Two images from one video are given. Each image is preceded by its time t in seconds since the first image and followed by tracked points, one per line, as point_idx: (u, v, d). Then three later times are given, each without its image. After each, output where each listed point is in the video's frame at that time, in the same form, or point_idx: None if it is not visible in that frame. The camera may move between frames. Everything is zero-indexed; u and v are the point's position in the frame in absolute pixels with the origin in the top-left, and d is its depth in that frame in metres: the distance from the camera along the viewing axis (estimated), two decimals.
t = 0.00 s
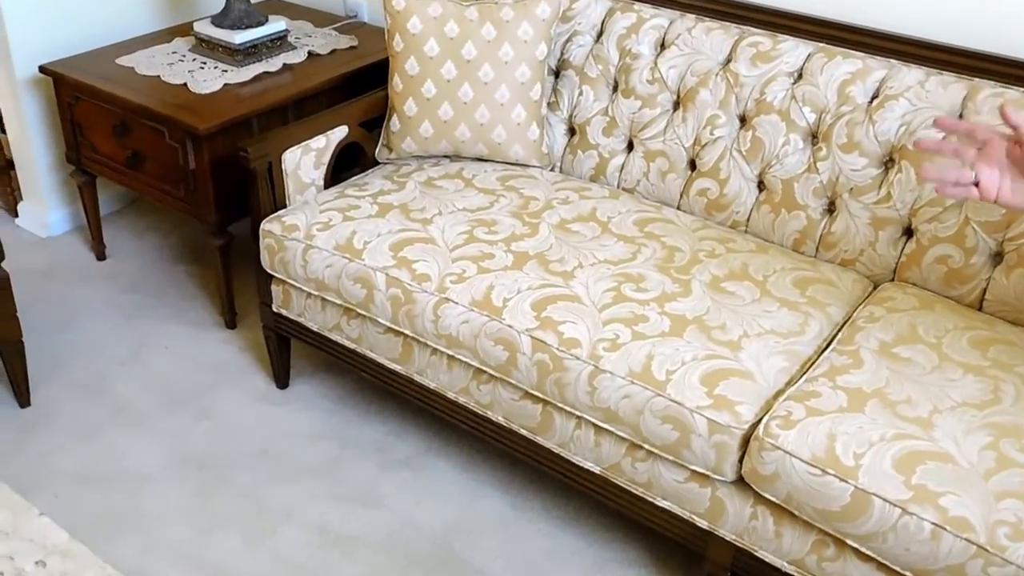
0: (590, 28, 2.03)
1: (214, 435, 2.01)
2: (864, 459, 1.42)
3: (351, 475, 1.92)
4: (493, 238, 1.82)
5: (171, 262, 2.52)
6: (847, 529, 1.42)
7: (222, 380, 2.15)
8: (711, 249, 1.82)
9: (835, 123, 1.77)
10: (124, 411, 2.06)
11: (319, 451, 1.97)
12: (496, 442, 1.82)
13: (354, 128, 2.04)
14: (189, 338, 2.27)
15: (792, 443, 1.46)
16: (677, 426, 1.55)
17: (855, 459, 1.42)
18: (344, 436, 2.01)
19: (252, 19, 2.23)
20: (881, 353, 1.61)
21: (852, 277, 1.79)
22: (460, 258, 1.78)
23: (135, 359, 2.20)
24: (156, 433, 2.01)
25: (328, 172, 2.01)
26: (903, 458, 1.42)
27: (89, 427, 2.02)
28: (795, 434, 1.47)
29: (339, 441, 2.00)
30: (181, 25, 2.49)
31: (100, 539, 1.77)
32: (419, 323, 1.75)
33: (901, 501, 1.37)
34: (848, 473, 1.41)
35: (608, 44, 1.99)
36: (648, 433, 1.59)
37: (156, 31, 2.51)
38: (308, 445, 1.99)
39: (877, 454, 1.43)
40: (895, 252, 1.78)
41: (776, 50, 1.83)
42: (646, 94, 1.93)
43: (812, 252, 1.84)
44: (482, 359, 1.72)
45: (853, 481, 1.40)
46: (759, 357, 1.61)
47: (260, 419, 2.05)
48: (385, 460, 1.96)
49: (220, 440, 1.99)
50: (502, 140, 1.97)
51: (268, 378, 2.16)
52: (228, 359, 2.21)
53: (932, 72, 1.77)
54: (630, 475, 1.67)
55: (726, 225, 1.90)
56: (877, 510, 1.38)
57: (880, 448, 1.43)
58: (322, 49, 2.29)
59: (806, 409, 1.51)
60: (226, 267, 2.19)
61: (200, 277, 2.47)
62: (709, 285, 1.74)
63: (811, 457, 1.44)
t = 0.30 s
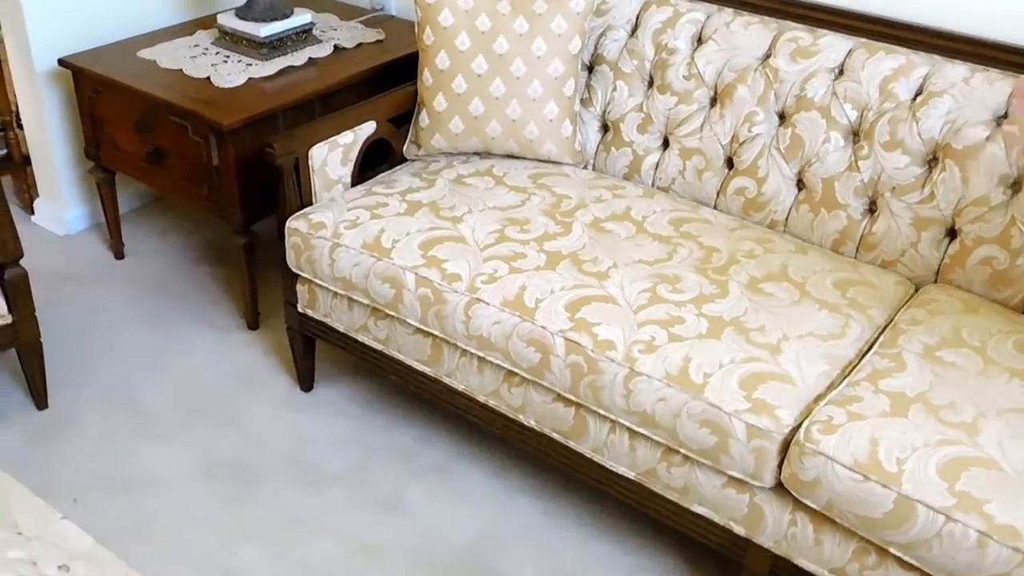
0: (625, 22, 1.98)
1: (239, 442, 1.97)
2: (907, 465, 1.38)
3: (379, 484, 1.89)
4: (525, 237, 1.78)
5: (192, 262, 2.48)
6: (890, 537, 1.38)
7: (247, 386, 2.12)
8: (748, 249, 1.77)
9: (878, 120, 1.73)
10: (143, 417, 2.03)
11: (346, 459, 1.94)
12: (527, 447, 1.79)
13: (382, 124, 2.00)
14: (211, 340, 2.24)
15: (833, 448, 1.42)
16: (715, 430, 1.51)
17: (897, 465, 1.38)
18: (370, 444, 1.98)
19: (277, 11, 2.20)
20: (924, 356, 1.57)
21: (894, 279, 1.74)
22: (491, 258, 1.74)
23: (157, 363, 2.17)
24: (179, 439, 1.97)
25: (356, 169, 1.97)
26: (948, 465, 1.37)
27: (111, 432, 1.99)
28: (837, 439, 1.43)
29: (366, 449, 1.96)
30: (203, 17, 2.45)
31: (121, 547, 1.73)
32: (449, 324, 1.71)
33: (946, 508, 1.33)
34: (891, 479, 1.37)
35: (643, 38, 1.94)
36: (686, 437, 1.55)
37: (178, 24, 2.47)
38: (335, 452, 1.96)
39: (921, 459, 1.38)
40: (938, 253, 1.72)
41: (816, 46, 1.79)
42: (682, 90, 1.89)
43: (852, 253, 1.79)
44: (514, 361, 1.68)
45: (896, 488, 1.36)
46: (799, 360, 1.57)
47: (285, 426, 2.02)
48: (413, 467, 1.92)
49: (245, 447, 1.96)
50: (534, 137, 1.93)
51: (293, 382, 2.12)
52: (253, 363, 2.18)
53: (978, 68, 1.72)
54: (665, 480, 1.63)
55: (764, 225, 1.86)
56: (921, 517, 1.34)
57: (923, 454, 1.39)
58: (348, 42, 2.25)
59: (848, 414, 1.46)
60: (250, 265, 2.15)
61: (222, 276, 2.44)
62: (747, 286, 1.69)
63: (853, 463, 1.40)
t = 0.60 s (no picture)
0: (680, 16, 1.95)
1: (276, 446, 1.94)
2: (976, 475, 1.33)
3: (420, 490, 1.85)
4: (578, 238, 1.74)
5: (230, 261, 2.45)
6: (956, 549, 1.33)
7: (283, 387, 2.08)
8: (807, 251, 1.72)
9: (943, 118, 1.67)
10: (179, 420, 2.00)
11: (386, 464, 1.91)
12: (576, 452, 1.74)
13: (430, 120, 1.97)
14: (249, 340, 2.21)
15: (898, 458, 1.37)
16: (774, 438, 1.45)
17: (965, 475, 1.33)
18: (412, 448, 1.94)
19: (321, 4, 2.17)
20: (992, 363, 1.51)
21: (957, 283, 1.68)
22: (543, 259, 1.69)
23: (192, 364, 2.14)
24: (215, 443, 1.94)
25: (401, 166, 1.94)
26: (1018, 475, 1.32)
27: (145, 435, 1.95)
28: (902, 448, 1.38)
29: (407, 454, 1.93)
30: (243, 10, 2.42)
31: (159, 554, 1.70)
32: (500, 327, 1.67)
33: (1015, 520, 1.28)
34: (958, 489, 1.32)
35: (699, 33, 1.91)
36: (744, 445, 1.49)
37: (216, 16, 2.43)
38: (375, 457, 1.92)
39: (990, 469, 1.33)
40: (1005, 256, 1.67)
41: (879, 41, 1.74)
42: (740, 86, 1.86)
43: (914, 256, 1.74)
44: (566, 365, 1.63)
45: (963, 499, 1.31)
46: (861, 366, 1.51)
47: (323, 429, 1.98)
48: (455, 473, 1.89)
49: (282, 451, 1.93)
50: (585, 135, 1.91)
51: (334, 385, 2.09)
52: (291, 363, 2.15)
53: None
54: (721, 488, 1.57)
55: (823, 226, 1.81)
56: (989, 530, 1.29)
57: (992, 464, 1.34)
58: (393, 36, 2.23)
59: (913, 422, 1.41)
60: (293, 262, 2.14)
61: (261, 274, 2.41)
62: (807, 289, 1.64)
63: (919, 472, 1.35)
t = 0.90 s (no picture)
0: (753, 10, 1.90)
1: (334, 447, 1.91)
2: None
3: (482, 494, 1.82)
4: (649, 240, 1.69)
5: (283, 260, 2.42)
6: None
7: (341, 387, 2.06)
8: (887, 255, 1.67)
9: None
10: (237, 421, 1.97)
11: (446, 468, 1.87)
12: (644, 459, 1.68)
13: (495, 117, 1.96)
14: (305, 340, 2.18)
15: (993, 470, 1.27)
16: (859, 448, 1.36)
17: None
18: (472, 451, 1.91)
19: None
20: None
21: None
22: (614, 261, 1.65)
23: (248, 363, 2.12)
24: (274, 444, 1.92)
25: (466, 164, 1.90)
26: None
27: (203, 435, 1.93)
28: (997, 460, 1.28)
29: (467, 457, 1.90)
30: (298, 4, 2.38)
31: (225, 560, 1.68)
32: (570, 330, 1.62)
33: None
34: None
35: (773, 29, 1.87)
36: (826, 454, 1.40)
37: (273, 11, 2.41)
38: (435, 460, 1.89)
39: None
40: None
41: (964, 36, 1.69)
42: (816, 84, 1.82)
43: (997, 260, 1.68)
44: (639, 370, 1.57)
45: None
46: (948, 373, 1.42)
47: (382, 430, 1.95)
48: (517, 477, 1.85)
49: (341, 453, 1.90)
50: (654, 133, 1.90)
51: (392, 386, 2.06)
52: (347, 363, 2.12)
53: None
54: (799, 498, 1.47)
55: (901, 228, 1.76)
56: None
57: None
58: (453, 31, 2.20)
59: (1007, 433, 1.31)
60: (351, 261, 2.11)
61: (314, 273, 2.38)
62: (889, 293, 1.57)
63: (1015, 486, 1.25)
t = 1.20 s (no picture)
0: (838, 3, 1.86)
1: (408, 445, 1.89)
2: None
3: (559, 495, 1.79)
4: (737, 241, 1.65)
5: (347, 255, 2.41)
6: None
7: (411, 385, 2.04)
8: (985, 257, 1.62)
9: None
10: (309, 417, 1.96)
11: (522, 468, 1.85)
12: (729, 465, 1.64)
13: (571, 114, 1.93)
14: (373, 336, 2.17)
15: None
16: (971, 462, 1.31)
17: None
18: (547, 452, 1.88)
19: None
20: None
21: None
22: (703, 263, 1.61)
23: (317, 359, 2.10)
24: (347, 441, 1.90)
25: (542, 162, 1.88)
26: None
27: (277, 431, 1.92)
28: None
29: (542, 457, 1.87)
30: None
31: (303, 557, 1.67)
32: (658, 334, 1.59)
33: None
34: None
35: (860, 23, 1.82)
36: (934, 468, 1.35)
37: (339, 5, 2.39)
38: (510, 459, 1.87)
39: None
40: None
41: None
42: (906, 79, 1.77)
43: None
44: (730, 376, 1.53)
45: None
46: None
47: (455, 429, 1.93)
48: (594, 479, 1.82)
49: (415, 451, 1.88)
50: (736, 130, 1.85)
51: (462, 384, 2.04)
52: (417, 360, 2.10)
53: None
54: (901, 510, 1.43)
55: (996, 229, 1.70)
56: None
57: None
58: (522, 26, 2.17)
59: None
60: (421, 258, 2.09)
61: (379, 268, 2.37)
62: (992, 299, 1.52)
63: None
